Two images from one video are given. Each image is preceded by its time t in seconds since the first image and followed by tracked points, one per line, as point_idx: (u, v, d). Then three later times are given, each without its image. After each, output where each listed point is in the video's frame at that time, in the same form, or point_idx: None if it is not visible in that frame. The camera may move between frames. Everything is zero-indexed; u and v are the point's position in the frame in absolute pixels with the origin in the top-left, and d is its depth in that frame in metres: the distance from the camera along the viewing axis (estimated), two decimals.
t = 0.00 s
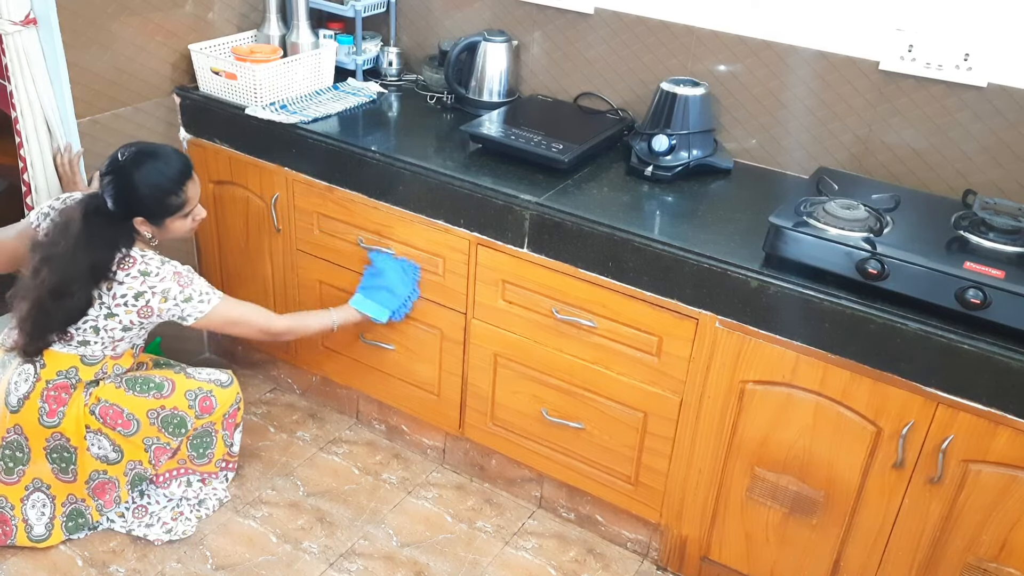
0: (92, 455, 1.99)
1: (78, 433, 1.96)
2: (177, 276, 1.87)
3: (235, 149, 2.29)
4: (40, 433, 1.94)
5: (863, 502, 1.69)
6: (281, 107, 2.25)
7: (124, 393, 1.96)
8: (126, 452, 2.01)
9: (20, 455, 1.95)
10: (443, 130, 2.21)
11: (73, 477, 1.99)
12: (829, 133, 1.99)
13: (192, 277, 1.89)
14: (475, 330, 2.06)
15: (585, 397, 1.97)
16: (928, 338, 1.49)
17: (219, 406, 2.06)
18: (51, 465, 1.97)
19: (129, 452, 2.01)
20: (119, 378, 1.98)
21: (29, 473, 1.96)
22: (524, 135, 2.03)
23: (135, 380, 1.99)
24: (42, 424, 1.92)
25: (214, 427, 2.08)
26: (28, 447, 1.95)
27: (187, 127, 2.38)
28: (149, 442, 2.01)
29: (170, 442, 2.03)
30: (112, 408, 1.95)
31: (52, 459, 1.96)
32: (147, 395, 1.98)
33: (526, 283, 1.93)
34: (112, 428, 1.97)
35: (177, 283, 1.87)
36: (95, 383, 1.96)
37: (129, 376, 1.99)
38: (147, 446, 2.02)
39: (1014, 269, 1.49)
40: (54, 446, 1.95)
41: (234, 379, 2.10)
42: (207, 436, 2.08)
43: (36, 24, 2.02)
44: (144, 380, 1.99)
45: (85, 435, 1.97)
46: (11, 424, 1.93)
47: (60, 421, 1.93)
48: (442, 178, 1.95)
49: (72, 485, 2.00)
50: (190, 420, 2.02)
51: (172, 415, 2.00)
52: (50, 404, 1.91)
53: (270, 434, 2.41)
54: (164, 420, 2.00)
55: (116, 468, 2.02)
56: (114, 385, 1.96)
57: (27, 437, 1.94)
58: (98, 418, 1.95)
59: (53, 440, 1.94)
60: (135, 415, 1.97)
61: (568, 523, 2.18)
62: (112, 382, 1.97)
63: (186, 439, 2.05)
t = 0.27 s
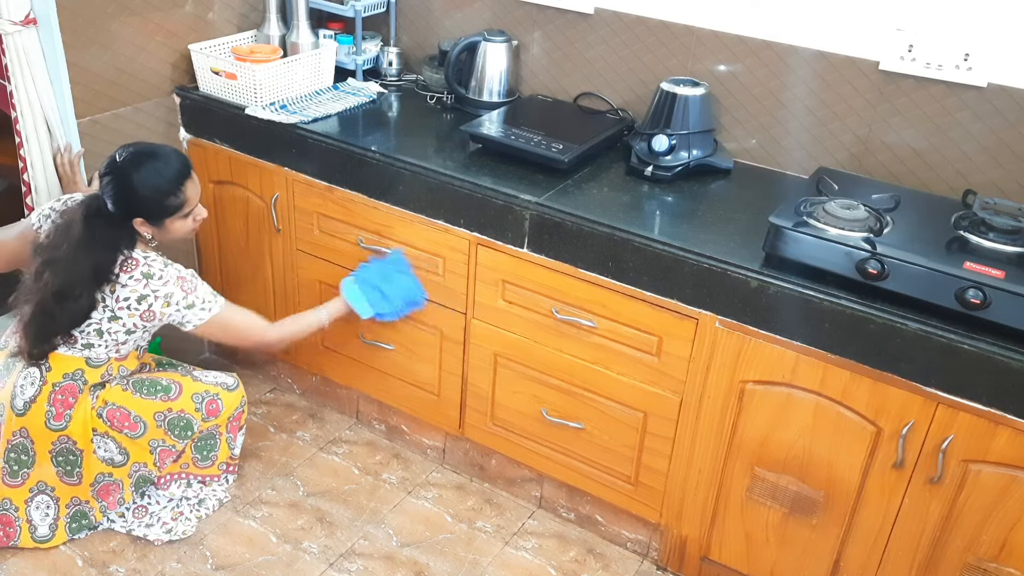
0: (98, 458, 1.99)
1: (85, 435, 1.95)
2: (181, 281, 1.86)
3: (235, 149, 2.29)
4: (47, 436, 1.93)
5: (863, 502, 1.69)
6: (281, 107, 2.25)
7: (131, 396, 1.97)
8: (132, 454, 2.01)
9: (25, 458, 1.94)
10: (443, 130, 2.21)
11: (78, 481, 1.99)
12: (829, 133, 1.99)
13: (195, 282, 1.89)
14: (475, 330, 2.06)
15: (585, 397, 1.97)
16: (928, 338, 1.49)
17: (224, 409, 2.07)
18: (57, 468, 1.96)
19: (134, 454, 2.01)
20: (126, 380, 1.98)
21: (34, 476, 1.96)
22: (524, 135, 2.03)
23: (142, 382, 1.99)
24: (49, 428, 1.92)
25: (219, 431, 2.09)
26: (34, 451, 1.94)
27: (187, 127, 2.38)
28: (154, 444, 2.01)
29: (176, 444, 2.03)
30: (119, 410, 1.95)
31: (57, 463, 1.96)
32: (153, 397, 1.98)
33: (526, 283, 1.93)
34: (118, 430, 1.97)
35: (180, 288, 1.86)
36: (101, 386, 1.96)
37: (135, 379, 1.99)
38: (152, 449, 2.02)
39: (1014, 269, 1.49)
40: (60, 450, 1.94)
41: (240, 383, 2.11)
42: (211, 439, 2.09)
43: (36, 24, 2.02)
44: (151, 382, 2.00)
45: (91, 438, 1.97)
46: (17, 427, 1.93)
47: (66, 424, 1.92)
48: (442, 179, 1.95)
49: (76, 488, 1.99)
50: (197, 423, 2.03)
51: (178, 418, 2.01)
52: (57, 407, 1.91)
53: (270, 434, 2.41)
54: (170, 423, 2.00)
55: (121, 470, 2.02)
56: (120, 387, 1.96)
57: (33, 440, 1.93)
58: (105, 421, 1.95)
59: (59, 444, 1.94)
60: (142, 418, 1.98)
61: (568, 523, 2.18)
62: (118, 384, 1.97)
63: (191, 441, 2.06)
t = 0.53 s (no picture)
0: (109, 459, 2.01)
1: (98, 436, 1.98)
2: (196, 283, 1.87)
3: (235, 149, 2.29)
4: (61, 437, 1.94)
5: (863, 502, 1.69)
6: (281, 107, 2.25)
7: (144, 396, 2.01)
8: (142, 455, 2.04)
9: (37, 457, 1.95)
10: (443, 130, 2.21)
11: (87, 481, 2.00)
12: (829, 133, 1.99)
13: (210, 283, 1.89)
14: (475, 330, 2.06)
15: (585, 397, 1.97)
16: (928, 338, 1.49)
17: (234, 412, 2.11)
18: (67, 468, 1.97)
19: (143, 455, 2.04)
20: (139, 381, 2.02)
21: (43, 475, 1.96)
22: (524, 135, 2.03)
23: (155, 383, 2.03)
24: (64, 428, 1.93)
25: (226, 434, 2.13)
26: (46, 450, 1.94)
27: (187, 127, 2.38)
28: (164, 445, 2.05)
29: (185, 446, 2.07)
30: (133, 411, 1.99)
31: (68, 462, 1.97)
32: (166, 398, 2.03)
33: (526, 283, 1.93)
34: (131, 431, 2.00)
35: (195, 290, 1.86)
36: (115, 387, 1.98)
37: (148, 380, 2.03)
38: (161, 450, 2.05)
39: (1014, 269, 1.49)
40: (73, 450, 1.96)
41: (249, 387, 2.16)
42: (218, 442, 2.12)
43: (36, 24, 2.02)
44: (164, 383, 2.04)
45: (104, 438, 1.99)
46: (30, 426, 1.93)
47: (81, 424, 1.94)
48: (442, 179, 1.95)
49: (85, 488, 2.01)
50: (207, 425, 2.07)
51: (189, 420, 2.05)
52: (72, 408, 1.92)
53: (270, 434, 2.41)
54: (181, 425, 2.04)
55: (130, 471, 2.04)
56: (134, 388, 2.00)
57: (47, 439, 1.94)
58: (119, 421, 1.98)
59: (72, 444, 1.95)
60: (154, 419, 2.01)
61: (568, 523, 2.18)
62: (131, 385, 2.01)
63: (199, 443, 2.09)
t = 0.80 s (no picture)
0: (115, 459, 2.01)
1: (104, 438, 1.98)
2: (198, 284, 1.86)
3: (235, 149, 2.29)
4: (66, 439, 1.94)
5: (862, 502, 1.69)
6: (281, 107, 2.25)
7: (149, 396, 2.01)
8: (147, 454, 2.04)
9: (41, 460, 1.95)
10: (443, 130, 2.21)
11: (93, 481, 2.00)
12: (829, 133, 1.99)
13: (212, 284, 1.88)
14: (475, 330, 2.06)
15: (585, 397, 1.97)
16: (928, 338, 1.49)
17: (236, 408, 2.14)
18: (72, 470, 1.97)
19: (149, 454, 2.05)
20: (143, 380, 2.01)
21: (48, 477, 1.96)
22: (524, 135, 2.03)
23: (159, 382, 2.03)
24: (70, 431, 1.93)
25: (228, 430, 2.15)
26: (51, 452, 1.94)
27: (186, 127, 2.38)
28: (168, 443, 2.06)
29: (189, 443, 2.08)
30: (139, 410, 1.99)
31: (73, 464, 1.97)
32: (171, 397, 2.03)
33: (527, 283, 1.93)
34: (137, 431, 2.00)
35: (198, 291, 1.85)
36: (119, 387, 1.97)
37: (152, 379, 2.03)
38: (166, 448, 2.06)
39: (1014, 269, 1.49)
40: (78, 452, 1.96)
41: (249, 383, 2.18)
42: (220, 438, 2.14)
43: (36, 24, 2.02)
44: (168, 382, 2.04)
45: (110, 440, 1.99)
46: (35, 429, 1.92)
47: (87, 426, 1.94)
48: (442, 179, 1.95)
49: (90, 489, 2.01)
50: (211, 422, 2.09)
51: (194, 417, 2.07)
52: (77, 410, 1.92)
53: (270, 434, 2.41)
54: (186, 422, 2.06)
55: (135, 470, 2.05)
56: (139, 388, 1.99)
57: (51, 442, 1.93)
58: (125, 421, 1.99)
59: (78, 446, 1.95)
60: (160, 417, 2.02)
61: (568, 523, 2.18)
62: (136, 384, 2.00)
63: (203, 440, 2.11)
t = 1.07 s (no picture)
0: (119, 460, 2.02)
1: (110, 438, 1.99)
2: (199, 277, 1.86)
3: (235, 149, 2.29)
4: (72, 440, 1.94)
5: (862, 502, 1.69)
6: (281, 107, 2.25)
7: (155, 397, 2.02)
8: (151, 455, 2.05)
9: (46, 460, 1.95)
10: (443, 130, 2.21)
11: (96, 483, 2.01)
12: (829, 133, 1.99)
13: (213, 276, 1.87)
14: (475, 330, 2.06)
15: (585, 397, 1.97)
16: (928, 338, 1.49)
17: (241, 412, 2.13)
18: (76, 470, 1.98)
19: (153, 455, 2.06)
20: (149, 381, 2.03)
21: (52, 478, 1.96)
22: (524, 135, 2.03)
23: (165, 384, 2.04)
24: (76, 431, 1.94)
25: (231, 433, 2.14)
26: (56, 453, 1.94)
27: (186, 127, 2.38)
28: (172, 445, 2.07)
29: (193, 445, 2.09)
30: (144, 411, 2.01)
31: (78, 465, 1.97)
32: (177, 399, 2.04)
33: (527, 283, 1.93)
34: (142, 432, 2.01)
35: (199, 285, 1.85)
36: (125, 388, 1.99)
37: (158, 380, 2.04)
38: (170, 450, 2.07)
39: (1014, 269, 1.49)
40: (83, 452, 1.96)
41: (254, 388, 2.17)
42: (223, 441, 2.13)
43: (36, 24, 2.03)
44: (174, 384, 2.05)
45: (115, 440, 2.00)
46: (41, 429, 1.92)
47: (93, 427, 1.95)
48: (442, 179, 1.95)
49: (93, 490, 2.01)
50: (215, 424, 2.09)
51: (199, 419, 2.07)
52: (84, 411, 1.93)
53: (270, 434, 2.41)
54: (191, 424, 2.07)
55: (138, 471, 2.05)
56: (145, 389, 2.02)
57: (57, 443, 1.93)
58: (130, 423, 2.00)
59: (83, 447, 1.96)
60: (165, 418, 2.03)
61: (568, 523, 2.18)
62: (142, 385, 2.02)
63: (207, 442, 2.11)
